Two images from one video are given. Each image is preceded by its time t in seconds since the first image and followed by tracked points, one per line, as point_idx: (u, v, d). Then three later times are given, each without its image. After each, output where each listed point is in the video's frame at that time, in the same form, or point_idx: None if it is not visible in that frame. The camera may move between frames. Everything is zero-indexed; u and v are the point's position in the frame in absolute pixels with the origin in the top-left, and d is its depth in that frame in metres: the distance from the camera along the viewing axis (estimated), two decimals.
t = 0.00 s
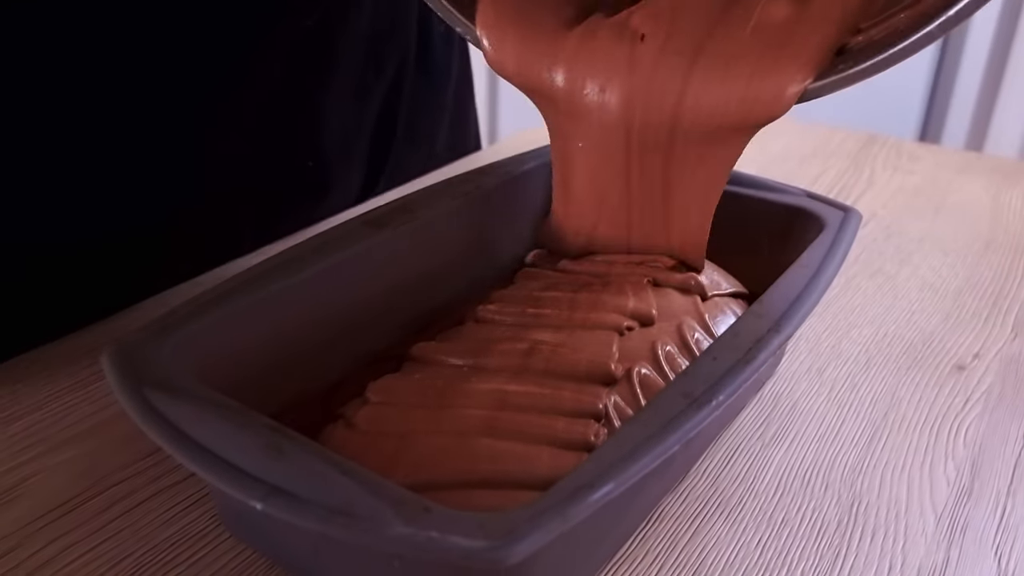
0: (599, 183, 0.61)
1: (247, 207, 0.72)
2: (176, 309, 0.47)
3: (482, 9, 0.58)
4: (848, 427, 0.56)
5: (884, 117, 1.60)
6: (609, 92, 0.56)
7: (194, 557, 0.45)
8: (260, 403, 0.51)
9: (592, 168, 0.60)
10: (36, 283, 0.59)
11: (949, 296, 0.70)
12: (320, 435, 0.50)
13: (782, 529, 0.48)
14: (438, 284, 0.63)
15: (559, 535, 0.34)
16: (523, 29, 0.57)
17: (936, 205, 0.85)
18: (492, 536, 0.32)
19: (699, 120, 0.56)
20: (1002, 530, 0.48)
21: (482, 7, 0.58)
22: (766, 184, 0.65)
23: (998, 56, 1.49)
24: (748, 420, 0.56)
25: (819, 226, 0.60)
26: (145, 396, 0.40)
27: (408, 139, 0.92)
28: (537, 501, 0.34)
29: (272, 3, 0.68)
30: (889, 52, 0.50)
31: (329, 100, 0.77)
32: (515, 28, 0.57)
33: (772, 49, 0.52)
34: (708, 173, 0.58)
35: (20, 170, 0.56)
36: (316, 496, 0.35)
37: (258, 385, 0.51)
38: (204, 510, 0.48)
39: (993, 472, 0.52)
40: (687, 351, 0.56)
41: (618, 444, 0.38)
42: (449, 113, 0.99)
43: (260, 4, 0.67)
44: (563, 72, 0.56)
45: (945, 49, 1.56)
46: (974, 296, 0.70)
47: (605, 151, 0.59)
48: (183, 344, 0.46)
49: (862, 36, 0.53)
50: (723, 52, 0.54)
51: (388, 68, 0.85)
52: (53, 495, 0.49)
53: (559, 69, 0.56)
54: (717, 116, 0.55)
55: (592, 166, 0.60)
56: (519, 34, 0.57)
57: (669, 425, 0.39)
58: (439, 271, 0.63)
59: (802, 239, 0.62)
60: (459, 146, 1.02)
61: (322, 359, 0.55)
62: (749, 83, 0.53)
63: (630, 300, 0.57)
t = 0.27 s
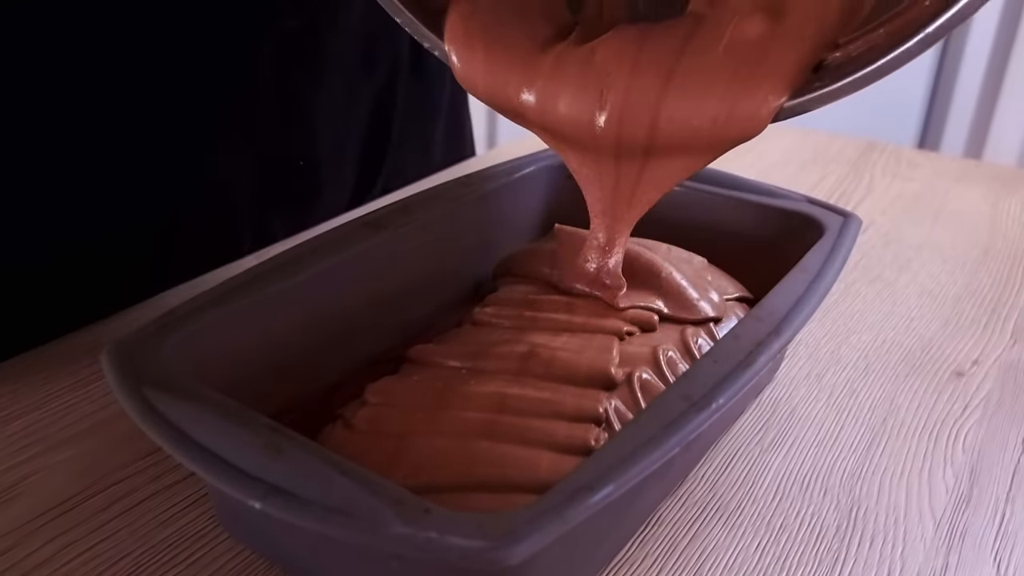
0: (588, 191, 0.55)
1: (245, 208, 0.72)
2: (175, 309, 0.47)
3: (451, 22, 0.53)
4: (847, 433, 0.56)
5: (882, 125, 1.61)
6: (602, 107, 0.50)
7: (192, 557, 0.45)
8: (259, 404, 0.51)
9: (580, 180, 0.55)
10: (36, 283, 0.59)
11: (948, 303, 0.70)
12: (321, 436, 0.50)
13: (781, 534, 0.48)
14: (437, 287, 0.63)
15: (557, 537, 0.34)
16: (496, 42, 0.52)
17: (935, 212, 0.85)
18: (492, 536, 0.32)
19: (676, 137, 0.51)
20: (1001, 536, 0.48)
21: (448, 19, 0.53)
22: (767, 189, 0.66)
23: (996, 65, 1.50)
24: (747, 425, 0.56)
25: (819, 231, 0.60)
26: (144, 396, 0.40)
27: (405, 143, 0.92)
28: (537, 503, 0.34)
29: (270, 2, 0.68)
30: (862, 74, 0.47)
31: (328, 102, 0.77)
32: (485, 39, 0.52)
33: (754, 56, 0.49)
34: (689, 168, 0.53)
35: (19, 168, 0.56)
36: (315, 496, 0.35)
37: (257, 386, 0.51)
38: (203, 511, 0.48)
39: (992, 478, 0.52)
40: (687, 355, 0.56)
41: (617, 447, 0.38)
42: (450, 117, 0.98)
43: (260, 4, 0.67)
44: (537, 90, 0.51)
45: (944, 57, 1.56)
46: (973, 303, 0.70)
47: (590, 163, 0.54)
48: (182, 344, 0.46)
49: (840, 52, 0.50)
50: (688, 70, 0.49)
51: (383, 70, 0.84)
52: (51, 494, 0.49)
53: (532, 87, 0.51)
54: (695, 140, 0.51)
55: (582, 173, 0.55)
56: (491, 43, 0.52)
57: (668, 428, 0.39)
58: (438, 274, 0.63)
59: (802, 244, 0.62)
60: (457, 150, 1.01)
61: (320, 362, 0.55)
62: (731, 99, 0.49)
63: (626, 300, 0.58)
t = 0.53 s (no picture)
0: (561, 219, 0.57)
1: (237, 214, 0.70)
2: (177, 311, 0.47)
3: (434, 53, 0.53)
4: (846, 436, 0.56)
5: (879, 129, 1.61)
6: (605, 140, 0.51)
7: (194, 560, 0.45)
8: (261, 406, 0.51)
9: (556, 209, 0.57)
10: (34, 282, 0.59)
11: (946, 307, 0.71)
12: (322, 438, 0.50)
13: (781, 537, 0.48)
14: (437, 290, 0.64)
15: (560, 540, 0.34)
16: (480, 72, 0.53)
17: (933, 216, 0.86)
18: (496, 538, 0.33)
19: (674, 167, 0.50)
20: (1000, 539, 0.48)
21: (432, 49, 0.54)
22: (766, 193, 0.66)
23: (992, 70, 1.51)
24: (747, 428, 0.57)
25: (818, 236, 0.60)
26: (147, 397, 0.40)
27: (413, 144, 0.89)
28: (540, 506, 0.34)
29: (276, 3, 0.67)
30: (850, 98, 0.46)
31: (323, 110, 0.75)
32: (470, 71, 0.53)
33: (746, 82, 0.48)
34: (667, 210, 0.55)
35: (18, 170, 0.56)
36: (319, 498, 0.35)
37: (259, 388, 0.51)
38: (205, 512, 0.48)
39: (991, 482, 0.52)
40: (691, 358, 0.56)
41: (619, 450, 0.38)
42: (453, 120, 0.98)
43: (256, 4, 0.66)
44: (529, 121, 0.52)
45: (941, 63, 1.57)
46: (971, 307, 0.71)
47: (567, 195, 0.56)
48: (185, 345, 0.46)
49: (830, 73, 0.48)
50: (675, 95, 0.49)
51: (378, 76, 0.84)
52: (52, 497, 0.49)
53: (525, 119, 0.52)
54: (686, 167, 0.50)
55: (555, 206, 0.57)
56: (477, 76, 0.53)
57: (670, 431, 0.39)
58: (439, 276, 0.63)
59: (802, 248, 0.62)
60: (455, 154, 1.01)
61: (321, 365, 0.55)
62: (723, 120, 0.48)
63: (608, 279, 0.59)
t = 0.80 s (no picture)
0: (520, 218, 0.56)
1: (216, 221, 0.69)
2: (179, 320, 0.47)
3: (375, 67, 0.52)
4: (845, 445, 0.56)
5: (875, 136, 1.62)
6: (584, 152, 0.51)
7: (194, 569, 0.45)
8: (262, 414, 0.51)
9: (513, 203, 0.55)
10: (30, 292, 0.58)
11: (943, 315, 0.71)
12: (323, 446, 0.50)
13: (781, 545, 0.48)
14: (436, 297, 0.64)
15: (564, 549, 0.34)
16: (424, 88, 0.52)
17: (930, 224, 0.86)
18: (500, 548, 0.33)
19: (638, 178, 0.50)
20: (999, 548, 0.48)
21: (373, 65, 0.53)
22: (765, 201, 0.66)
23: (987, 76, 1.52)
24: (746, 436, 0.57)
25: (818, 244, 0.60)
26: (149, 407, 0.40)
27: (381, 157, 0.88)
28: (544, 516, 0.34)
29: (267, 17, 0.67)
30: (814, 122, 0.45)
31: (301, 119, 0.73)
32: (410, 85, 0.52)
33: (704, 95, 0.49)
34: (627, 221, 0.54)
35: (17, 178, 0.55)
36: (322, 508, 0.35)
37: (259, 396, 0.51)
38: (206, 521, 0.48)
39: (990, 490, 0.52)
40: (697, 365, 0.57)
41: (622, 459, 0.38)
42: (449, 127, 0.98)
43: (242, 10, 0.65)
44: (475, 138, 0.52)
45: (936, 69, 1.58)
46: (968, 315, 0.71)
47: (540, 201, 0.54)
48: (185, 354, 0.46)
49: (771, 97, 0.50)
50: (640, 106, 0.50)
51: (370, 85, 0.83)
52: (52, 506, 0.49)
53: (470, 138, 0.52)
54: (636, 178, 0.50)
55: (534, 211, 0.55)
56: (417, 91, 0.52)
57: (672, 440, 0.39)
58: (438, 283, 0.64)
59: (802, 255, 0.62)
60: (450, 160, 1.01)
61: (320, 373, 0.55)
62: (677, 131, 0.48)
63: (617, 287, 0.56)
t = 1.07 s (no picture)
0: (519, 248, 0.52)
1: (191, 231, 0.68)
2: (180, 323, 0.47)
3: (365, 84, 0.50)
4: (844, 447, 0.56)
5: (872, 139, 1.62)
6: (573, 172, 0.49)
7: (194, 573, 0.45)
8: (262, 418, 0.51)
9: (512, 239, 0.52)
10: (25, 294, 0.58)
11: (940, 318, 0.71)
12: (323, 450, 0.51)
13: (780, 548, 0.48)
14: (435, 301, 0.64)
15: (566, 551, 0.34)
16: (415, 108, 0.49)
17: (927, 227, 0.86)
18: (503, 551, 0.33)
19: (634, 206, 0.48)
20: (997, 549, 0.48)
21: (363, 84, 0.50)
22: (763, 204, 0.66)
23: (983, 78, 1.53)
24: (745, 439, 0.57)
25: (816, 247, 0.61)
26: (151, 410, 0.40)
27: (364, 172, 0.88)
28: (546, 520, 0.34)
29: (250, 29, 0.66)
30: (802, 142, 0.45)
31: (286, 128, 0.72)
32: (402, 104, 0.49)
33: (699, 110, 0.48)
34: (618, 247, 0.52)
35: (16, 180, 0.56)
36: (322, 511, 0.35)
37: (259, 399, 0.51)
38: (206, 524, 0.48)
39: (988, 492, 0.53)
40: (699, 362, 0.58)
41: (622, 463, 0.38)
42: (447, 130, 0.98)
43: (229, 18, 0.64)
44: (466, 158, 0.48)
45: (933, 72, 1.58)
46: (966, 317, 0.71)
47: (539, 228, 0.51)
48: (186, 358, 0.46)
49: (777, 115, 0.47)
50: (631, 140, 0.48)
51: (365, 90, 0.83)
52: (51, 510, 0.49)
53: (467, 160, 0.48)
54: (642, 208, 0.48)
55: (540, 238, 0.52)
56: (408, 110, 0.49)
57: (673, 443, 0.39)
58: (438, 286, 0.64)
59: (800, 258, 0.62)
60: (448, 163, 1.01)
61: (321, 377, 0.55)
62: (673, 163, 0.47)
63: (620, 308, 0.56)
